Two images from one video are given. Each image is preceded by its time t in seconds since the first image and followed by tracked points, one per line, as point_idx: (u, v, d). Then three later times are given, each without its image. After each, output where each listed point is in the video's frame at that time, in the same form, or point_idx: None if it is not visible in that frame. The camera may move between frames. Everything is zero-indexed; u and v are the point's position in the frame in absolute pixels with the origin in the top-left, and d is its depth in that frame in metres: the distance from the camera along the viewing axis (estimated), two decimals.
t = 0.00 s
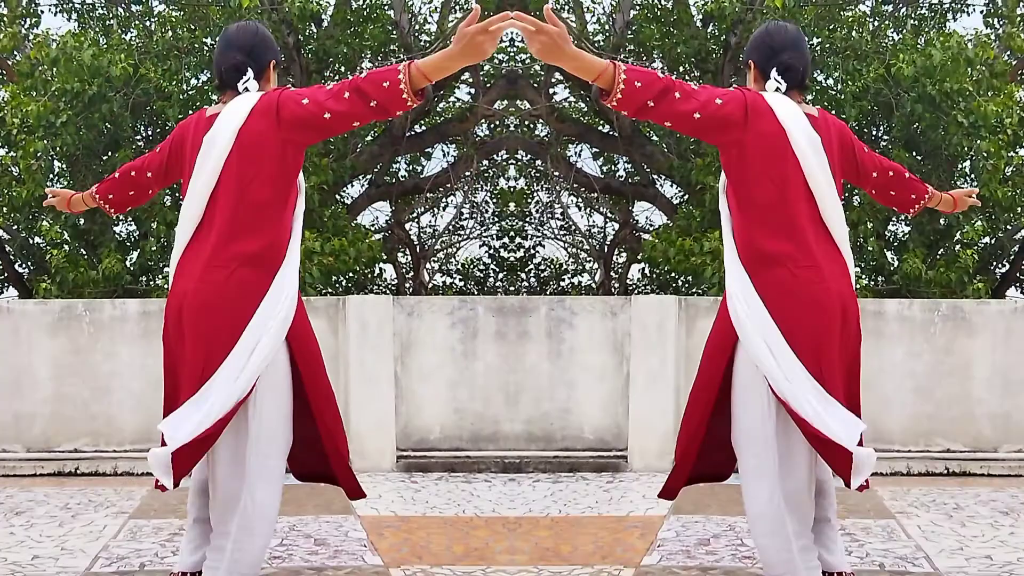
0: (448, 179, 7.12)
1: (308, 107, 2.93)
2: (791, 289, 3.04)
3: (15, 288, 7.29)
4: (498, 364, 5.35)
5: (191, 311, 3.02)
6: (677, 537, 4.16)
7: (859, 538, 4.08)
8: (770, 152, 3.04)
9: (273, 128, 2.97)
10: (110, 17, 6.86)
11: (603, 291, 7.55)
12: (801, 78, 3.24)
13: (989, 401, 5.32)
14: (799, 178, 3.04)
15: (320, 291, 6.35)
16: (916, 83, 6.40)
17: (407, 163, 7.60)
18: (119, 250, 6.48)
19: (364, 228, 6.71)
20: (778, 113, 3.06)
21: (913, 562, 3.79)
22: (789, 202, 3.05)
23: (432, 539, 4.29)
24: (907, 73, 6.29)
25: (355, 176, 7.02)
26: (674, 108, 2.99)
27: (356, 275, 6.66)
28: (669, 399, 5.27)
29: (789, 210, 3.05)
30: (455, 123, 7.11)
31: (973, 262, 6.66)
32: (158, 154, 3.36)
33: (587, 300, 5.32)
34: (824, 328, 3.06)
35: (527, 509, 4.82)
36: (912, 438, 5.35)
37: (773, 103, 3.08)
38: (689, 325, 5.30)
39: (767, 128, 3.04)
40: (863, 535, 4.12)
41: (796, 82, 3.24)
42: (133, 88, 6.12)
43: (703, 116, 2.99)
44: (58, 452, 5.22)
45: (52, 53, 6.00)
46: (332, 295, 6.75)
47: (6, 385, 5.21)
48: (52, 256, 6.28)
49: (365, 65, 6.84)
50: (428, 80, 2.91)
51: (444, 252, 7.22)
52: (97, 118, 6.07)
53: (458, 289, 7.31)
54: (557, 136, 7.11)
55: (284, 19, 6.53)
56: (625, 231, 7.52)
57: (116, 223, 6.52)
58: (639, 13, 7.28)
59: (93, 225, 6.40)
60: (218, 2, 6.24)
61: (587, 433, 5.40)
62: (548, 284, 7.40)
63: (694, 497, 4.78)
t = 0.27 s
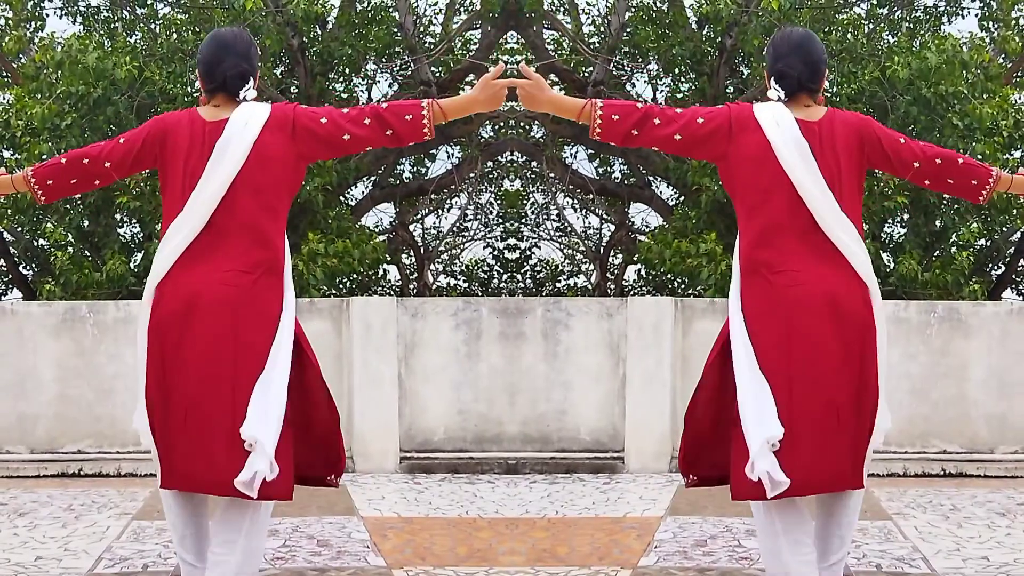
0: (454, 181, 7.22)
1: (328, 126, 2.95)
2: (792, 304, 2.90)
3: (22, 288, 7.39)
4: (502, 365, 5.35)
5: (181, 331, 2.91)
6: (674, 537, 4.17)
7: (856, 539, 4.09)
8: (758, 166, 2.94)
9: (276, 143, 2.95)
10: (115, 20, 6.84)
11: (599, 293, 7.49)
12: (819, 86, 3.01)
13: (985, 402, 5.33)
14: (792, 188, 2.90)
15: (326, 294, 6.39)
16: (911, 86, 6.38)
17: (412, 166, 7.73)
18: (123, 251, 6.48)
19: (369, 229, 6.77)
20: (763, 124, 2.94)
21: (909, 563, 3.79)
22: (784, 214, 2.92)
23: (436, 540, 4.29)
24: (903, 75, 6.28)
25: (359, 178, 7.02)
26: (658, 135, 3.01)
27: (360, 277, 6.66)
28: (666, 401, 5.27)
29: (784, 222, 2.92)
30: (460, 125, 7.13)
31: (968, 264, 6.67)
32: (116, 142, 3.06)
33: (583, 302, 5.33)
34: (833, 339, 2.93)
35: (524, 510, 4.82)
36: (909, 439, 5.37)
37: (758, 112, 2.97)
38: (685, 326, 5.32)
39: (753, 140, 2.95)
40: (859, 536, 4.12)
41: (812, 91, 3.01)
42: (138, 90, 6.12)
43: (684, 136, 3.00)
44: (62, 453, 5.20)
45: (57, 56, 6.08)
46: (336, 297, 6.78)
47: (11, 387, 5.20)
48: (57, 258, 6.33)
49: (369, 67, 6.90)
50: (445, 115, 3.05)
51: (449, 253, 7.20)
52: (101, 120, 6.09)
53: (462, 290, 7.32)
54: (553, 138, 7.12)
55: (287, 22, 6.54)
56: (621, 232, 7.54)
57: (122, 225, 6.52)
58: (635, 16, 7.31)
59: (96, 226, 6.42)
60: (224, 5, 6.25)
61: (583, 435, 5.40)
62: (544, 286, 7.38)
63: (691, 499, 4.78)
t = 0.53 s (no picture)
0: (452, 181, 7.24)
1: (311, 148, 3.10)
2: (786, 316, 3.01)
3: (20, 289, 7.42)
4: (502, 366, 5.35)
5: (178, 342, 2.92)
6: (675, 538, 4.16)
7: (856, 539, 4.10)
8: (759, 182, 3.04)
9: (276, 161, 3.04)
10: (115, 20, 6.84)
11: (600, 293, 7.50)
12: (832, 94, 3.01)
13: (985, 403, 5.33)
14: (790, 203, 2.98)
15: (326, 293, 6.40)
16: (911, 86, 6.36)
17: (411, 167, 7.71)
18: (122, 251, 6.48)
19: (369, 229, 6.77)
20: (764, 141, 3.03)
21: (910, 563, 3.79)
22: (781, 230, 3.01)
23: (436, 540, 4.29)
24: (903, 75, 6.25)
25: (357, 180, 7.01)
26: (682, 155, 3.18)
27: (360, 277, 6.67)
28: (666, 402, 5.27)
29: (780, 237, 3.01)
30: (459, 125, 7.14)
31: (970, 264, 6.65)
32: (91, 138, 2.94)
33: (584, 302, 5.32)
34: (831, 348, 2.97)
35: (524, 510, 4.82)
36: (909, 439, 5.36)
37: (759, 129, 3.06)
38: (685, 326, 5.32)
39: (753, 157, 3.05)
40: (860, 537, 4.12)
41: (826, 98, 3.01)
42: (137, 91, 6.11)
43: (704, 158, 3.15)
44: (61, 453, 5.21)
45: (57, 56, 6.08)
46: (336, 297, 6.78)
47: (11, 388, 5.20)
48: (56, 258, 6.33)
49: (368, 67, 6.89)
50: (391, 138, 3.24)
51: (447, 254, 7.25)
52: (101, 121, 6.08)
53: (462, 290, 7.32)
54: (553, 138, 7.11)
55: (287, 22, 6.53)
56: (621, 233, 7.55)
57: (122, 225, 6.53)
58: (636, 16, 7.29)
59: (96, 227, 6.42)
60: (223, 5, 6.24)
61: (584, 435, 5.39)
62: (544, 286, 7.37)
63: (691, 499, 4.78)
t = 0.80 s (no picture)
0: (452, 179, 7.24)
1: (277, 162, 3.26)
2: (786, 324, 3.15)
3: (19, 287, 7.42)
4: (502, 364, 5.35)
5: (184, 345, 2.95)
6: (674, 537, 4.16)
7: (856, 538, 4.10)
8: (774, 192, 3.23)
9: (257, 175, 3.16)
10: (114, 18, 6.83)
11: (600, 292, 7.49)
12: (834, 101, 3.11)
13: (985, 402, 5.33)
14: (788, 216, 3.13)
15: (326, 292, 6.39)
16: (911, 85, 6.36)
17: (411, 165, 7.72)
18: (122, 250, 6.48)
19: (368, 228, 6.77)
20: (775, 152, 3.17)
21: (910, 562, 3.79)
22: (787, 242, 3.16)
23: (435, 539, 4.28)
24: (903, 74, 6.24)
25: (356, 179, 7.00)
26: (734, 169, 3.39)
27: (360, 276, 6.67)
28: (666, 400, 5.26)
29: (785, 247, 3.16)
30: (460, 124, 7.16)
31: (970, 262, 6.65)
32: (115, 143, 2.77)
33: (584, 301, 5.32)
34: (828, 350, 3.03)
35: (524, 509, 4.82)
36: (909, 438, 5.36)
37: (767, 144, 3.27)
38: (685, 325, 5.32)
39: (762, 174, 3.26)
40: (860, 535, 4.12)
41: (828, 106, 3.13)
42: (137, 89, 6.10)
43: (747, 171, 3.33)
44: (61, 452, 5.21)
45: (58, 54, 6.07)
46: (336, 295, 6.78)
47: (11, 386, 5.20)
48: (56, 256, 6.33)
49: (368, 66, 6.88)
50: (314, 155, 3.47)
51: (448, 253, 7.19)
52: (101, 119, 6.08)
53: (462, 289, 7.31)
54: (552, 137, 7.11)
55: (287, 20, 6.52)
56: (621, 232, 7.55)
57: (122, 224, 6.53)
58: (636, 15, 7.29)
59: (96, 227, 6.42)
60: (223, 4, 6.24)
61: (584, 434, 5.39)
62: (544, 284, 7.37)
63: (691, 498, 4.78)
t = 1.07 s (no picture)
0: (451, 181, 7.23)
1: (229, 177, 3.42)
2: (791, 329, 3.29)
3: (19, 288, 7.42)
4: (502, 365, 5.35)
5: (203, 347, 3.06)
6: (674, 538, 4.16)
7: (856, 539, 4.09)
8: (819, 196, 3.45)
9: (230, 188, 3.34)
10: (114, 19, 6.84)
11: (600, 292, 7.49)
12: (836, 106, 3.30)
13: (986, 402, 5.32)
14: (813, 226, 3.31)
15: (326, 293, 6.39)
16: (910, 86, 6.38)
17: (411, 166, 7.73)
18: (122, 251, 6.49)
19: (369, 229, 6.78)
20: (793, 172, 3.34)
21: (910, 563, 3.79)
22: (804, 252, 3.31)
23: (435, 540, 4.29)
24: (903, 74, 6.23)
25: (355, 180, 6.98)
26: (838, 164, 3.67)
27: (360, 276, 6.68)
28: (666, 401, 5.26)
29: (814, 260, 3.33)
30: (461, 125, 7.15)
31: (971, 263, 6.65)
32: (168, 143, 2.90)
33: (584, 302, 5.32)
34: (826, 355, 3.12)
35: (524, 510, 4.82)
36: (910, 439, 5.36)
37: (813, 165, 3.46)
38: (685, 325, 5.32)
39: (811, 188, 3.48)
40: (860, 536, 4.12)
41: (832, 112, 3.33)
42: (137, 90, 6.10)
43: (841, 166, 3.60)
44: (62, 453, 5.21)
45: (58, 54, 6.07)
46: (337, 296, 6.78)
47: (11, 387, 5.20)
48: (56, 256, 6.33)
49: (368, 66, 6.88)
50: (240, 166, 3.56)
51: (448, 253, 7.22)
52: (101, 119, 6.09)
53: (462, 290, 7.31)
54: (552, 137, 7.10)
55: (287, 21, 6.51)
56: (622, 232, 7.54)
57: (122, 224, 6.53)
58: (636, 15, 7.29)
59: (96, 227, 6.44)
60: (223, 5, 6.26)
61: (584, 435, 5.39)
62: (545, 285, 7.37)
63: (691, 499, 4.78)
